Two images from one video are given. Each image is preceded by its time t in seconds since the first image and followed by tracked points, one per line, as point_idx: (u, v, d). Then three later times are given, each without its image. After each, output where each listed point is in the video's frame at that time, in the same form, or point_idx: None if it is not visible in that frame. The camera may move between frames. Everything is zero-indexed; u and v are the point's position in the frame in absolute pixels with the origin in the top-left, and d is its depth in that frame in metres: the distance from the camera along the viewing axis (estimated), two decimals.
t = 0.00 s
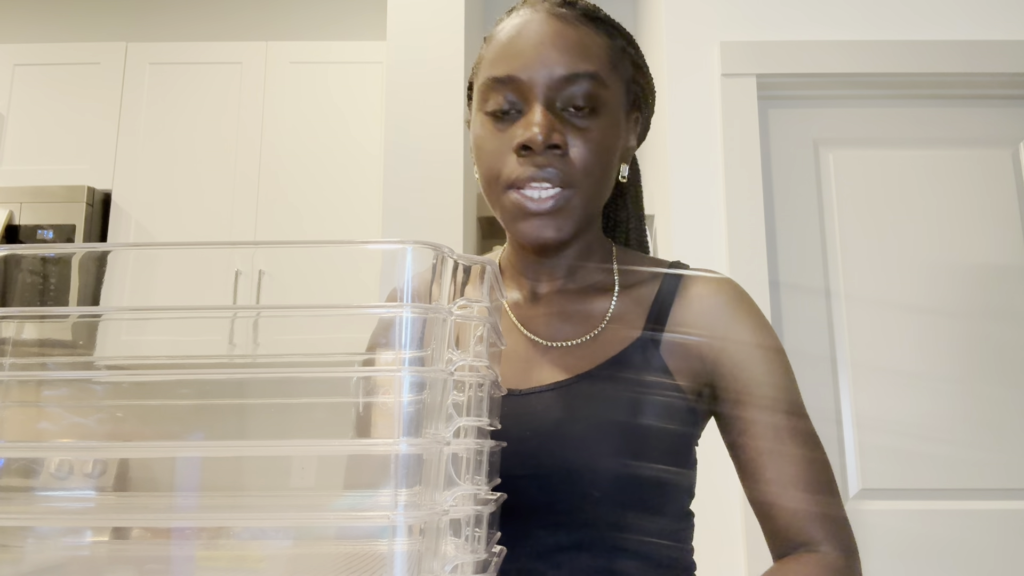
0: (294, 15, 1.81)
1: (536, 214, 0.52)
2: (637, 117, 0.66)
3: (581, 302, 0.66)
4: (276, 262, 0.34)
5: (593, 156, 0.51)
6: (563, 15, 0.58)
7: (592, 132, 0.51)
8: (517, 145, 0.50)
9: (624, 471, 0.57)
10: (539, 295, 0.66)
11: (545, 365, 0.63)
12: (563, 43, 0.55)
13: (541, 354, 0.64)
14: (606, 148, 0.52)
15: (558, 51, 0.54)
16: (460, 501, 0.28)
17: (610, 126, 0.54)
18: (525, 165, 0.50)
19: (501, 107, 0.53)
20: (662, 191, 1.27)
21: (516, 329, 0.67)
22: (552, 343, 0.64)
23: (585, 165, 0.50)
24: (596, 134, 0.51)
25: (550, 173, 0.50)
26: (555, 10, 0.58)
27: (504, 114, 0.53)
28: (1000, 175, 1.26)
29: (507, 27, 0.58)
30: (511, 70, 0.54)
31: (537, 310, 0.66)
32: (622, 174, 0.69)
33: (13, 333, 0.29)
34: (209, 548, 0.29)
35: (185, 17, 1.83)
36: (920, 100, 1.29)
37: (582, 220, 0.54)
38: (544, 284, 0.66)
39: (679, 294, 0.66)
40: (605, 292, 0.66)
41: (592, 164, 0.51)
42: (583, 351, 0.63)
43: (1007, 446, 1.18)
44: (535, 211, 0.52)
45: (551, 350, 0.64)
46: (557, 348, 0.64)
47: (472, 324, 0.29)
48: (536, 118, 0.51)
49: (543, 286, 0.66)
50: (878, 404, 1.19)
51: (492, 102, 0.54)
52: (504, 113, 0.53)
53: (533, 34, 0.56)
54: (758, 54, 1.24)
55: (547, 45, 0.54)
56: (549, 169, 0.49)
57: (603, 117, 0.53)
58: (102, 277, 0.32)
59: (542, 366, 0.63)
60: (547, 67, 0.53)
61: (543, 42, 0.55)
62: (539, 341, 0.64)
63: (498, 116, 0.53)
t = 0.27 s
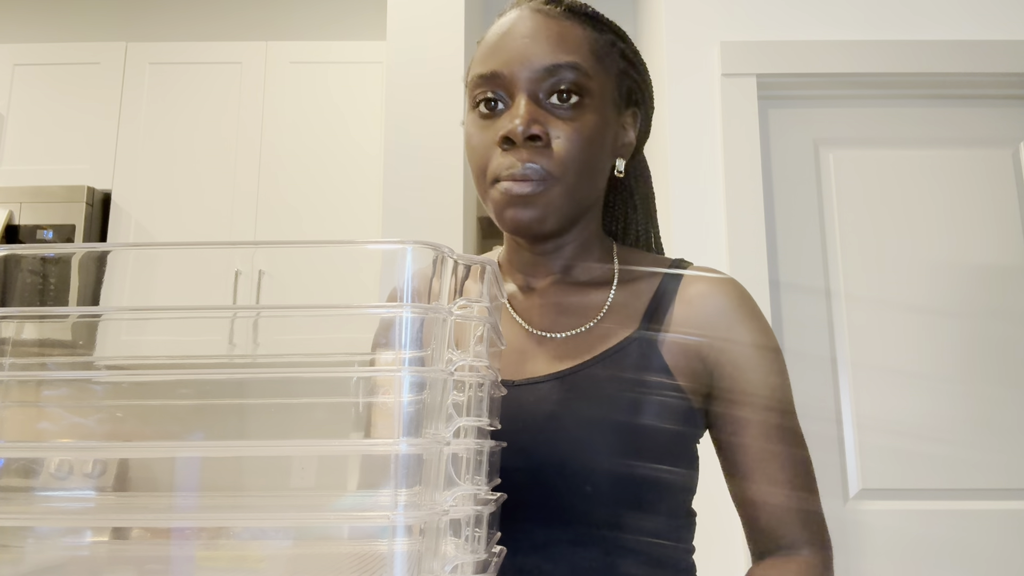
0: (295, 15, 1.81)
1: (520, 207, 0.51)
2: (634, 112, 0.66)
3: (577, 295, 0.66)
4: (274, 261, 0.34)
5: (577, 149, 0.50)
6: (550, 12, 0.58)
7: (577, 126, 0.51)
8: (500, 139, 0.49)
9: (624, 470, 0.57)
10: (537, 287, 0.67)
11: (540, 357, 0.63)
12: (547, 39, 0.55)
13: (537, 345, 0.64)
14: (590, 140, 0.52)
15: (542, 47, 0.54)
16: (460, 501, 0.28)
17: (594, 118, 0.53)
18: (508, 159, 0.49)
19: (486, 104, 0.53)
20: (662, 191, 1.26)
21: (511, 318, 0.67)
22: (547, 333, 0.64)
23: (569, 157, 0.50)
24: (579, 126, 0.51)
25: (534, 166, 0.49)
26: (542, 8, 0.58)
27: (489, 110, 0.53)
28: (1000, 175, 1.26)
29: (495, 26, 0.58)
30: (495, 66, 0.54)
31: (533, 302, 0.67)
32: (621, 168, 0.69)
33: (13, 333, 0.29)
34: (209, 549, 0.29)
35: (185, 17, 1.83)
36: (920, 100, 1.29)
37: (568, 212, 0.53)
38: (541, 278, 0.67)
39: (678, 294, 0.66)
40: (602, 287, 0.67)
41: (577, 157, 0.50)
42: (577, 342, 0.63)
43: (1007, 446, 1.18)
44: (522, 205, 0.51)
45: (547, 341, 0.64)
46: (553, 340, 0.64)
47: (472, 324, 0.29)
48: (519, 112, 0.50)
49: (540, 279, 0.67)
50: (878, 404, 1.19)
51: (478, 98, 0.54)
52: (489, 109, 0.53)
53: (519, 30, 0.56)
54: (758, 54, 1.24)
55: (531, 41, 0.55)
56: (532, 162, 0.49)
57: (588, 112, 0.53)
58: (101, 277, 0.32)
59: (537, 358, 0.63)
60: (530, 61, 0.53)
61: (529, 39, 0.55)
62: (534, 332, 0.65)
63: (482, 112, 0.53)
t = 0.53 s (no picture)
0: (294, 15, 1.81)
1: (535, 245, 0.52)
2: (632, 114, 0.65)
3: (583, 297, 0.65)
4: (276, 262, 0.33)
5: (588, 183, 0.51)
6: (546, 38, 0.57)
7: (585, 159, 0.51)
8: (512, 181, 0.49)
9: (624, 470, 0.57)
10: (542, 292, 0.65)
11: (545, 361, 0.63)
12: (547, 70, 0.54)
13: (541, 348, 0.64)
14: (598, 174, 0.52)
15: (544, 78, 0.53)
16: (460, 501, 0.28)
17: (602, 150, 0.53)
18: (522, 202, 0.50)
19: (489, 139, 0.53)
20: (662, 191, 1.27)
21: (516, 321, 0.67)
22: (553, 337, 0.64)
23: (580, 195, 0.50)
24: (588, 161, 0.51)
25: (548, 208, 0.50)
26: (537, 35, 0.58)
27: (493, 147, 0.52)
28: (999, 175, 1.26)
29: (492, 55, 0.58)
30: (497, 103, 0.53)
31: (538, 305, 0.66)
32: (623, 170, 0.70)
33: (13, 332, 0.29)
34: (209, 549, 0.29)
35: (184, 16, 1.83)
36: (920, 100, 1.29)
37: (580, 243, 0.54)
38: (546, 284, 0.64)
39: (680, 295, 0.65)
40: (608, 291, 0.66)
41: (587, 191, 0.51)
42: (582, 345, 0.64)
43: (1007, 446, 1.18)
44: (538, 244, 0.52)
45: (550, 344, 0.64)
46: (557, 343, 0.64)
47: (472, 323, 0.29)
48: (528, 151, 0.50)
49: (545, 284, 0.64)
50: (878, 405, 1.19)
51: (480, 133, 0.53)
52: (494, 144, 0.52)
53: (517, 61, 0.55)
54: (758, 54, 1.24)
55: (531, 72, 0.54)
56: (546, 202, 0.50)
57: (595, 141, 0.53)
58: (102, 277, 0.32)
59: (542, 360, 0.63)
60: (534, 96, 0.52)
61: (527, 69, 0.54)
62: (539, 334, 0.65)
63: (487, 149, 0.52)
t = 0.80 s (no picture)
0: (294, 15, 1.81)
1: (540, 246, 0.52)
2: (631, 112, 0.64)
3: (582, 299, 0.65)
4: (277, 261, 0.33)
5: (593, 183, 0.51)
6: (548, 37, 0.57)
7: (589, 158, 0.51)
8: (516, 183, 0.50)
9: (624, 470, 0.57)
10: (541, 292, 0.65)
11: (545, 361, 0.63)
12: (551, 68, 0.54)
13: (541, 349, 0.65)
14: (604, 173, 0.52)
15: (547, 77, 0.53)
16: (460, 501, 0.28)
17: (607, 148, 0.53)
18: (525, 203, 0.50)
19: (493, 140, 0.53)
20: (662, 191, 1.27)
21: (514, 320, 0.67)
22: (552, 337, 0.65)
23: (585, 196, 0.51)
24: (593, 161, 0.51)
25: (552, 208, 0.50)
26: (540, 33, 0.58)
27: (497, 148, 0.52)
28: (999, 175, 1.26)
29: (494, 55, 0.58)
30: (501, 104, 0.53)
31: (538, 307, 0.66)
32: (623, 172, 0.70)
33: (13, 333, 0.29)
34: (209, 548, 0.29)
35: (184, 16, 1.83)
36: (920, 99, 1.29)
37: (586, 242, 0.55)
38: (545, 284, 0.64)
39: (679, 296, 0.65)
40: (606, 291, 0.66)
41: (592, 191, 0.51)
42: (581, 346, 0.64)
43: (1007, 445, 1.18)
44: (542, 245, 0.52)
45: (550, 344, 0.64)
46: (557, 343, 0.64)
47: (472, 324, 0.29)
48: (532, 153, 0.50)
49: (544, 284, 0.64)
50: (878, 405, 1.19)
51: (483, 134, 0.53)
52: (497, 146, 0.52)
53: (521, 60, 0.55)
54: (758, 54, 1.24)
55: (535, 72, 0.54)
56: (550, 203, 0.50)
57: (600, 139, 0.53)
58: (101, 278, 0.32)
59: (542, 361, 0.64)
60: (538, 95, 0.52)
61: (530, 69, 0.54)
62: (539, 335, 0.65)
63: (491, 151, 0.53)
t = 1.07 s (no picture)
0: (294, 14, 1.81)
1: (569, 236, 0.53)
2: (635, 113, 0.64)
3: (587, 302, 0.65)
4: (274, 261, 0.34)
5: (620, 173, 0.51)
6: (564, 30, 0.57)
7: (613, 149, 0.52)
8: (548, 174, 0.50)
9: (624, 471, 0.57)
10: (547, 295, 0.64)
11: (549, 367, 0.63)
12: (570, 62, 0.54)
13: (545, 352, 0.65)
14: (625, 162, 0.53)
15: (568, 70, 0.54)
16: (460, 501, 0.28)
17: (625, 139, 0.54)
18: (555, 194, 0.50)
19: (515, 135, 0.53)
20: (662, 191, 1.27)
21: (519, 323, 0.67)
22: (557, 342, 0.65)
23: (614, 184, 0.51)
24: (616, 151, 0.52)
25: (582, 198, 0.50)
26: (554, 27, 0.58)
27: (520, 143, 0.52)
28: (999, 175, 1.27)
29: (510, 48, 0.58)
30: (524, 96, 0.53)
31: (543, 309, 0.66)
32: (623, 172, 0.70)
33: (13, 333, 0.29)
34: (209, 548, 0.29)
35: (184, 16, 1.83)
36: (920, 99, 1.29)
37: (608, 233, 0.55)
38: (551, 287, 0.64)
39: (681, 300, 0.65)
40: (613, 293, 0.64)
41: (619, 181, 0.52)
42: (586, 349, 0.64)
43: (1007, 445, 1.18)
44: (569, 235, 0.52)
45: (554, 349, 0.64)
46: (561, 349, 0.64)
47: (472, 324, 0.29)
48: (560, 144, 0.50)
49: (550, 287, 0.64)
50: (878, 405, 1.19)
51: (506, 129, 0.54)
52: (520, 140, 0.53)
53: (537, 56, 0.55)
54: (757, 54, 1.24)
55: (555, 65, 0.54)
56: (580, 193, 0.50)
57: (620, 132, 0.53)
58: (102, 278, 0.32)
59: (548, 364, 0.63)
60: (562, 87, 0.52)
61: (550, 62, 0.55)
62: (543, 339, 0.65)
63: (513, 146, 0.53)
